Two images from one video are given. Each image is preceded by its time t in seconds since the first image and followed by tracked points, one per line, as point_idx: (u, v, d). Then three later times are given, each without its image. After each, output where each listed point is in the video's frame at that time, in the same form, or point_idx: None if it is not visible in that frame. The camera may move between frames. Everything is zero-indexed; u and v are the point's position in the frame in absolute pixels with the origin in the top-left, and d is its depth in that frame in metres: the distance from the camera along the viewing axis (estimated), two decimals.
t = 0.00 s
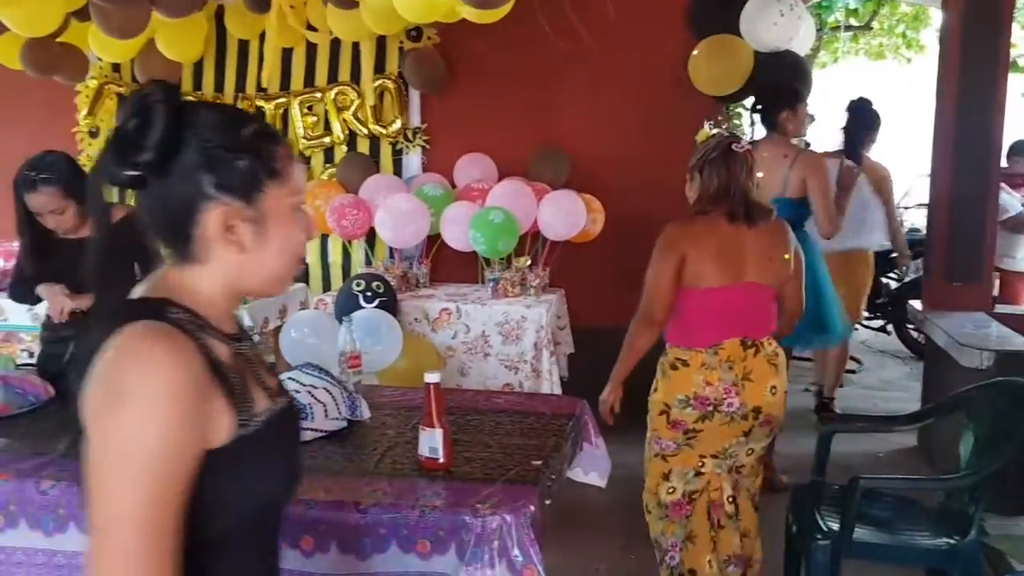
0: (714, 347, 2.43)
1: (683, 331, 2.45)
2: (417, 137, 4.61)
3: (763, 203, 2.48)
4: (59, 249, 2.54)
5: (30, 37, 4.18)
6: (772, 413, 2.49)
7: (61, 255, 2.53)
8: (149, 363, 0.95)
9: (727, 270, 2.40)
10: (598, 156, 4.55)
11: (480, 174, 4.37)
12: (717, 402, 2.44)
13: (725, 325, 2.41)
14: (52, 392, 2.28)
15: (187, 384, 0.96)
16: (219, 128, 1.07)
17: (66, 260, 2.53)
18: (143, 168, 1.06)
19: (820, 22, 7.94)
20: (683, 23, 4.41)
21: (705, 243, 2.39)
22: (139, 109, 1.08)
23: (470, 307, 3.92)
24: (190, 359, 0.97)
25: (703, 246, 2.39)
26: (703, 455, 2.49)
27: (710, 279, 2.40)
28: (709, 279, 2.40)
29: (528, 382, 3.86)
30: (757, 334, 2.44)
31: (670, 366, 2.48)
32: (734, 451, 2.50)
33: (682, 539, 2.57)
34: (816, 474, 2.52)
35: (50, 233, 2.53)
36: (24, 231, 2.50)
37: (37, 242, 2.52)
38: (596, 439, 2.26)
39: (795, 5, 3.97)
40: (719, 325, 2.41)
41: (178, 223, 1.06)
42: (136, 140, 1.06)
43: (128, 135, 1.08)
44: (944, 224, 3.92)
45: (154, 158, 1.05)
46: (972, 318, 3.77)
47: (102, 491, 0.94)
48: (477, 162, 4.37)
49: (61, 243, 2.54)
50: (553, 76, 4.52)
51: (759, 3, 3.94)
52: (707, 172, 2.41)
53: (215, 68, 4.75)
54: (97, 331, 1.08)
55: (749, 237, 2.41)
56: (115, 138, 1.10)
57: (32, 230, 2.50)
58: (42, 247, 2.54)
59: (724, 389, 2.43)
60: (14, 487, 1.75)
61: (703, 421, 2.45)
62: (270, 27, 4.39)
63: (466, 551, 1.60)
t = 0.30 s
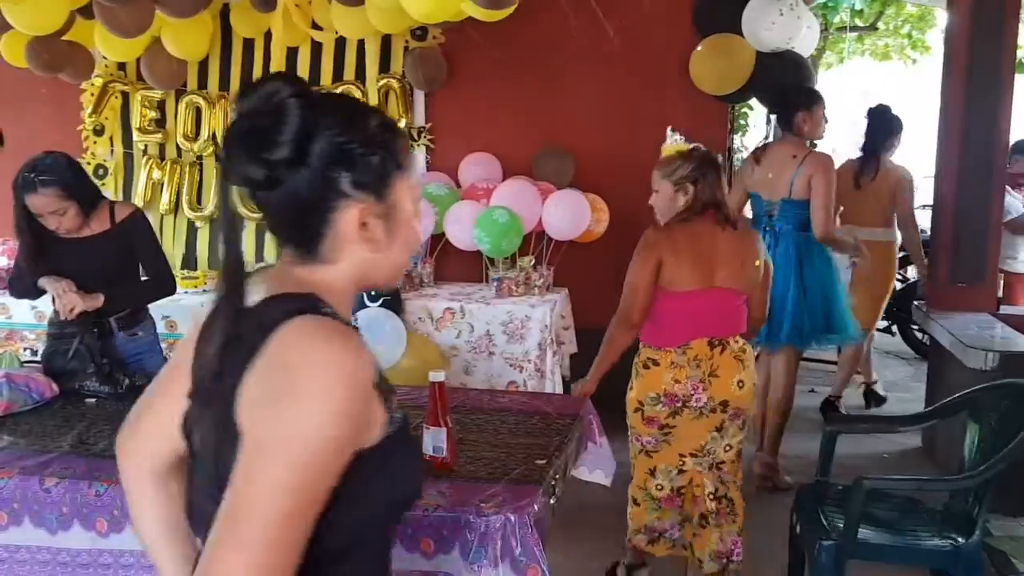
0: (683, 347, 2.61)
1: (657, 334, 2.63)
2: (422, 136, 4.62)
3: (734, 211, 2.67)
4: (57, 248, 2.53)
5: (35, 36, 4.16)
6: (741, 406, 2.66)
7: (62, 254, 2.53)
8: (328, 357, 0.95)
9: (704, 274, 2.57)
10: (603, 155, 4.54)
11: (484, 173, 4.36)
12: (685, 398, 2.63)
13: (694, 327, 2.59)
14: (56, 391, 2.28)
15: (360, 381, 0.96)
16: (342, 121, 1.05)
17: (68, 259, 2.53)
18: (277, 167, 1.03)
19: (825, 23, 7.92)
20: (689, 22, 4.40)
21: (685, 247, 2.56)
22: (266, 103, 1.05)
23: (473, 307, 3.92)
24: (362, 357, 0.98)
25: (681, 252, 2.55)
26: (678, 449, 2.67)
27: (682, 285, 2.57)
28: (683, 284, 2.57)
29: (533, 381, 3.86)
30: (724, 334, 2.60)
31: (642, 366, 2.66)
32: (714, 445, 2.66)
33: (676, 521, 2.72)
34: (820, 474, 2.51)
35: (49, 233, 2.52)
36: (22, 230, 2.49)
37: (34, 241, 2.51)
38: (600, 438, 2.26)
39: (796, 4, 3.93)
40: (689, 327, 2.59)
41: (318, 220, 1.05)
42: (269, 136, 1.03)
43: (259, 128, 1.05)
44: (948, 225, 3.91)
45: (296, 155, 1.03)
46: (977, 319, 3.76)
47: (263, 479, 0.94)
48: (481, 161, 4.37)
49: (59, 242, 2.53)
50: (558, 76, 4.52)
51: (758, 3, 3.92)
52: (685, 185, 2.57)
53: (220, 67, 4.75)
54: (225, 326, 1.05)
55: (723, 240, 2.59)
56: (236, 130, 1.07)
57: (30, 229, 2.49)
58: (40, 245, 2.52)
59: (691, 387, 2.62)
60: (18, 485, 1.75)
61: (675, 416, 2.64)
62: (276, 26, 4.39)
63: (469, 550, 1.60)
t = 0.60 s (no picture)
0: (644, 334, 2.63)
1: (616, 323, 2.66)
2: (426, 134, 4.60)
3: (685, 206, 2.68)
4: (57, 247, 2.51)
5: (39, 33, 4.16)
6: (694, 397, 2.68)
7: (63, 253, 2.52)
8: (445, 364, 0.91)
9: (660, 269, 2.58)
10: (607, 153, 4.53)
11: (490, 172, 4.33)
12: (646, 381, 2.65)
13: (652, 318, 2.62)
14: (58, 390, 2.27)
15: (471, 392, 0.93)
16: (462, 128, 1.00)
17: (69, 258, 2.52)
18: (407, 171, 0.97)
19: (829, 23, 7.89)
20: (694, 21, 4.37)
21: (643, 244, 2.56)
22: (391, 109, 0.99)
23: (477, 306, 3.90)
24: (476, 367, 0.94)
25: (636, 248, 2.56)
26: (641, 431, 2.70)
27: (639, 279, 2.58)
28: (640, 278, 2.58)
29: (537, 381, 3.84)
30: (681, 325, 2.65)
31: (607, 349, 2.68)
32: (665, 428, 2.70)
33: (644, 510, 2.75)
34: (823, 474, 2.50)
35: (49, 231, 2.50)
36: (23, 228, 2.46)
37: (33, 240, 2.48)
38: (604, 438, 2.25)
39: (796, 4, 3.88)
40: (645, 319, 2.62)
41: (434, 225, 1.00)
42: (395, 140, 0.97)
43: (385, 127, 0.99)
44: (954, 225, 3.89)
45: (426, 160, 0.97)
46: (981, 319, 3.72)
47: (357, 486, 0.88)
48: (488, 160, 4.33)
49: (58, 242, 2.52)
50: (564, 75, 4.50)
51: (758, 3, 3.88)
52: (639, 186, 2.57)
53: (224, 65, 4.74)
54: (334, 326, 1.00)
55: (678, 235, 2.59)
56: (355, 132, 1.01)
57: (30, 227, 2.46)
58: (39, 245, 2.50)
59: (652, 372, 2.64)
60: (18, 484, 1.74)
61: (637, 398, 2.67)
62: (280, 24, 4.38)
63: (470, 550, 1.59)
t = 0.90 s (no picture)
0: (640, 325, 2.60)
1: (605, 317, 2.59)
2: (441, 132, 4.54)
3: (666, 203, 2.66)
4: (70, 243, 2.46)
5: (52, 30, 4.14)
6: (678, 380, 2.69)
7: (75, 249, 2.46)
8: (552, 345, 0.92)
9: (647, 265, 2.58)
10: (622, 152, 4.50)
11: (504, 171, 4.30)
12: (647, 369, 2.61)
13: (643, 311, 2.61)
14: (70, 386, 2.26)
15: (576, 362, 0.94)
16: (564, 109, 1.00)
17: (79, 253, 2.46)
18: (518, 153, 0.97)
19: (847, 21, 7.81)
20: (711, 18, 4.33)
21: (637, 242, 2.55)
22: (500, 97, 0.99)
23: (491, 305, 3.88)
24: (580, 338, 0.95)
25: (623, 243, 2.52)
26: (640, 419, 2.67)
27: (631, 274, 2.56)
28: (629, 274, 2.55)
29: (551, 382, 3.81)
30: (671, 315, 2.65)
31: (604, 343, 2.59)
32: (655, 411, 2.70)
33: (653, 503, 2.74)
34: (846, 480, 2.46)
35: (61, 224, 2.44)
36: (36, 221, 2.40)
37: (46, 234, 2.42)
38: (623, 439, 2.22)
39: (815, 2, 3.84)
40: (637, 311, 2.59)
41: (544, 206, 1.00)
42: (504, 124, 0.97)
43: (494, 112, 0.99)
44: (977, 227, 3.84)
45: (534, 142, 0.97)
46: (1004, 321, 3.66)
47: (480, 468, 0.91)
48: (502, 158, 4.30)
49: (71, 237, 2.46)
50: (579, 72, 4.46)
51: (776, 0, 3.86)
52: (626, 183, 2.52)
53: (237, 61, 4.72)
54: (447, 307, 1.03)
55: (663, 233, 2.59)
56: (465, 121, 1.01)
57: (42, 220, 2.40)
58: (52, 240, 2.44)
59: (652, 359, 2.60)
60: (33, 482, 1.72)
61: (640, 387, 2.62)
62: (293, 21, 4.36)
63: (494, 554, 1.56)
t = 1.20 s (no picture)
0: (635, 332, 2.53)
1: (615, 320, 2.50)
2: (467, 130, 4.52)
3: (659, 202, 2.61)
4: (97, 234, 2.44)
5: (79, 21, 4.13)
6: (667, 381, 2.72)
7: (101, 240, 2.44)
8: (706, 328, 0.93)
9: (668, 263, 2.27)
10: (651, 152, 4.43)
11: (531, 170, 4.24)
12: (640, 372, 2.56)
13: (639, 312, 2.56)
14: (92, 383, 2.22)
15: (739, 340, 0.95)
16: (692, 104, 1.01)
17: (106, 245, 2.44)
18: (656, 145, 0.98)
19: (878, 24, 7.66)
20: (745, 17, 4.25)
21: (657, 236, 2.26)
22: (635, 94, 1.01)
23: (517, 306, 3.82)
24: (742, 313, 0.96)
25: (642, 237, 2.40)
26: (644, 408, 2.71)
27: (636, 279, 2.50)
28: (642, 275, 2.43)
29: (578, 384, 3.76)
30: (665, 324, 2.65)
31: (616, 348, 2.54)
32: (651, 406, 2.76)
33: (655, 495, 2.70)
34: (886, 495, 2.37)
35: (87, 213, 2.41)
36: (62, 210, 2.37)
37: (71, 223, 2.39)
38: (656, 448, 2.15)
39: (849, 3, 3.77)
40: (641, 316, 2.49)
41: (675, 196, 0.99)
42: (640, 117, 0.99)
43: (630, 105, 1.01)
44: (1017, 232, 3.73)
45: (671, 134, 0.98)
46: None
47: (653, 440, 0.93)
48: (528, 157, 4.25)
49: (98, 228, 2.45)
50: (609, 71, 4.39)
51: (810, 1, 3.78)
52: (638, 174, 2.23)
53: (264, 56, 4.68)
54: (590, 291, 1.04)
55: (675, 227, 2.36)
56: (598, 117, 1.04)
57: (68, 209, 2.37)
58: (78, 231, 2.41)
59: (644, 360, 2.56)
60: (51, 482, 1.68)
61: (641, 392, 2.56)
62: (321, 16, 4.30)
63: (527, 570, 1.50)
